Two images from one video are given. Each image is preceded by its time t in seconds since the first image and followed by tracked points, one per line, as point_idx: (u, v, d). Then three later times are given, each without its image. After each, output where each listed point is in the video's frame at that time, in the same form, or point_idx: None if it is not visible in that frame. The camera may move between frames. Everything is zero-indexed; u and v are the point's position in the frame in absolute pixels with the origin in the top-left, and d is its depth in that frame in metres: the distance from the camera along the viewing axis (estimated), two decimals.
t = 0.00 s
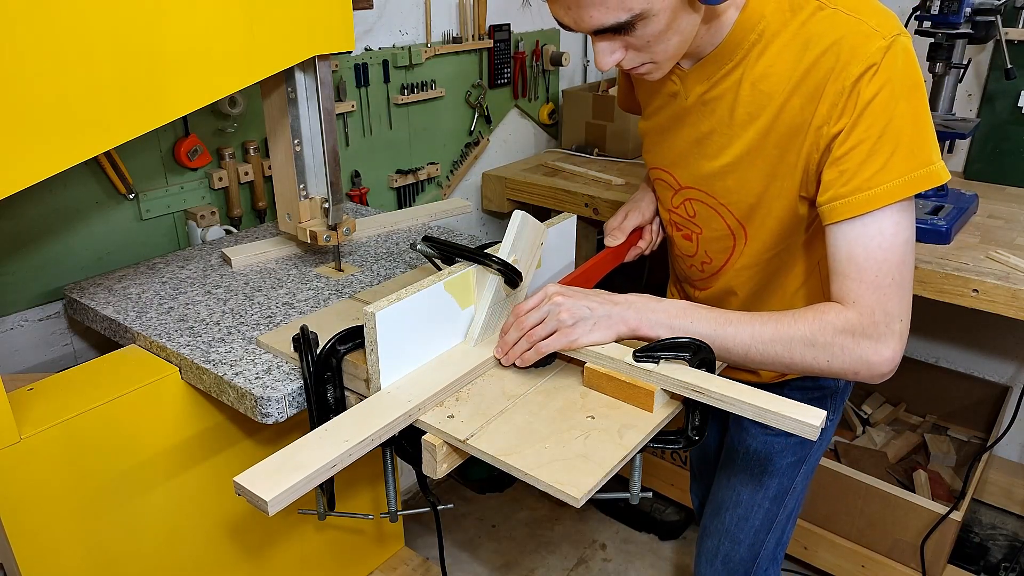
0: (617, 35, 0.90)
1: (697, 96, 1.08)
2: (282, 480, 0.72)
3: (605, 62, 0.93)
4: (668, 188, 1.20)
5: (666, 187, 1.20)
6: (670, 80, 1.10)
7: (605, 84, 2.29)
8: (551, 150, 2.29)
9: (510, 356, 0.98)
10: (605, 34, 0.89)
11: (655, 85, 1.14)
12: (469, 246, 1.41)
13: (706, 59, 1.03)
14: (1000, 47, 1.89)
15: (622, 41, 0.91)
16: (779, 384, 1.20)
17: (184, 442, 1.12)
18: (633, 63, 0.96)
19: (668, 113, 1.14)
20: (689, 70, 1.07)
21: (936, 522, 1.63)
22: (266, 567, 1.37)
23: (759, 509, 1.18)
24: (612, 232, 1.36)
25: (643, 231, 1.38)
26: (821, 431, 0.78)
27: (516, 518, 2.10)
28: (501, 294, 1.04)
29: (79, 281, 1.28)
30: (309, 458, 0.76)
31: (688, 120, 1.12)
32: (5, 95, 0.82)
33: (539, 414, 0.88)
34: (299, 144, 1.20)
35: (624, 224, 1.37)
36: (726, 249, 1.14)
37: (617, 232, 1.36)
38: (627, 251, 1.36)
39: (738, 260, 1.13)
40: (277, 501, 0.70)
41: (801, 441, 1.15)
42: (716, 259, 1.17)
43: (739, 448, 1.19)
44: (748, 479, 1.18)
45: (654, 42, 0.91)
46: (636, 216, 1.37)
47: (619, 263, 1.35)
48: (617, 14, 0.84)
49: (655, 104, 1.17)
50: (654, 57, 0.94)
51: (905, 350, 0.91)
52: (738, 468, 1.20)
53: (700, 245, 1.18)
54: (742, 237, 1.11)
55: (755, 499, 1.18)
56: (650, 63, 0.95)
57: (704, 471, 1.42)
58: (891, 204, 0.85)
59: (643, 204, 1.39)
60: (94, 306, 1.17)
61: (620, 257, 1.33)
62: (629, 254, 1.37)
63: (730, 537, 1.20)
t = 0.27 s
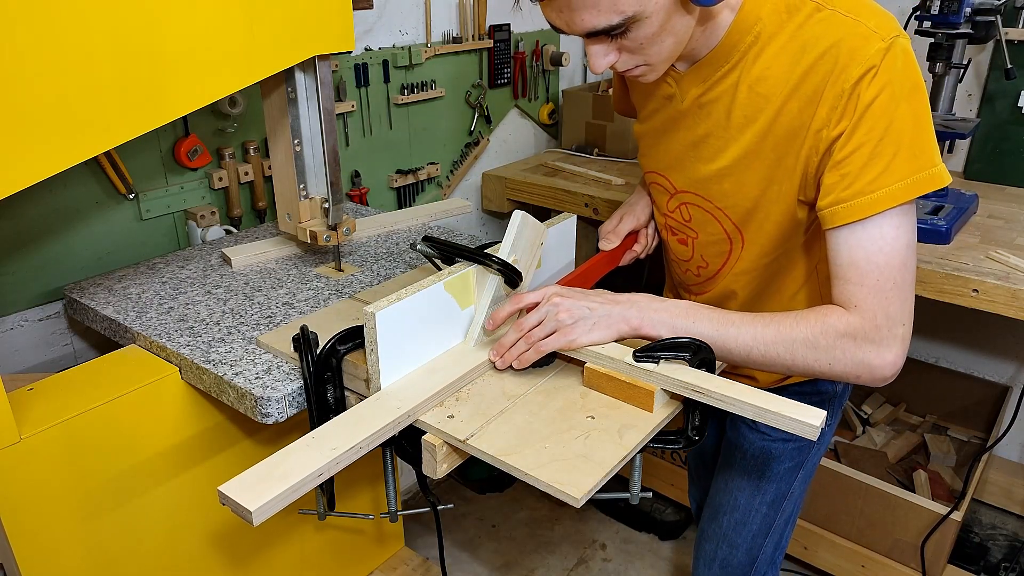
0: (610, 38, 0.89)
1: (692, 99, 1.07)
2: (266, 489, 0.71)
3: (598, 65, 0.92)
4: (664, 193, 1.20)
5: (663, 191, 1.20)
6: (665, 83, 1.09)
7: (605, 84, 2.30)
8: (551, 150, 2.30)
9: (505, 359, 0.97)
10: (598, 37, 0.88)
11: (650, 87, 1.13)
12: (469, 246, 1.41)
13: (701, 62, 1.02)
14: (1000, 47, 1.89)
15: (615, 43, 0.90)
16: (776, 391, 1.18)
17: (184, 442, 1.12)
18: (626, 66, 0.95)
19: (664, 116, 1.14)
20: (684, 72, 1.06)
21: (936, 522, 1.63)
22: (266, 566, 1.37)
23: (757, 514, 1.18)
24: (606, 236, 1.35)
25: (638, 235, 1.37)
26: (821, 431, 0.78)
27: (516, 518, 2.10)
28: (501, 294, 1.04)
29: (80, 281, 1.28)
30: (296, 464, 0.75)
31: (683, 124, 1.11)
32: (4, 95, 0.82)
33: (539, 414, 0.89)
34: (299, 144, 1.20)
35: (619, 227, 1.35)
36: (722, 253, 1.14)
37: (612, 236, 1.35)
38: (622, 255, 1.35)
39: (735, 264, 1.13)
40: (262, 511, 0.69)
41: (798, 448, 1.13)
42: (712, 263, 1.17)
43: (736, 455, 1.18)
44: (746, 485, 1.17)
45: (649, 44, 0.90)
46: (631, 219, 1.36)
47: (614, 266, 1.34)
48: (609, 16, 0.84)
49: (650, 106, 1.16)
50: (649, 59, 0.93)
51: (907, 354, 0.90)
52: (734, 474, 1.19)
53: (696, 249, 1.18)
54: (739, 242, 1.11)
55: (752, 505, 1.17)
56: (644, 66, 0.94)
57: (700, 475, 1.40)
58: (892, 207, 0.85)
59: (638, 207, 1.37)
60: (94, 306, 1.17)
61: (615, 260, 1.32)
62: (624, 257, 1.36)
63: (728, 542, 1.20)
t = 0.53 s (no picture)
0: (604, 42, 0.89)
1: (687, 101, 1.06)
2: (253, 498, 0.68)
3: (592, 69, 0.92)
4: (659, 195, 1.20)
5: (658, 194, 1.20)
6: (660, 86, 1.09)
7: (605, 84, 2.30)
8: (551, 150, 2.30)
9: (505, 359, 0.97)
10: (591, 41, 0.88)
11: (646, 90, 1.13)
12: (469, 246, 1.41)
13: (695, 65, 1.02)
14: (1001, 47, 1.89)
15: (609, 47, 0.90)
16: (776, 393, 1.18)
17: (184, 442, 1.12)
18: (621, 69, 0.95)
19: (659, 119, 1.13)
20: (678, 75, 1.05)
21: (936, 522, 1.63)
22: (267, 566, 1.37)
23: (756, 517, 1.17)
24: (601, 238, 1.34)
25: (632, 237, 1.36)
26: (821, 431, 0.78)
27: (516, 518, 2.10)
28: (501, 294, 1.04)
29: (80, 281, 1.28)
30: (285, 472, 0.72)
31: (678, 126, 1.10)
32: (5, 95, 0.82)
33: (539, 414, 0.89)
34: (299, 144, 1.20)
35: (614, 229, 1.34)
36: (717, 256, 1.14)
37: (606, 238, 1.34)
38: (617, 257, 1.34)
39: (729, 267, 1.13)
40: (248, 519, 0.67)
41: (797, 451, 1.12)
42: (707, 266, 1.17)
43: (734, 459, 1.18)
44: (744, 491, 1.17)
45: (643, 46, 0.90)
46: (626, 221, 1.35)
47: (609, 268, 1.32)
48: (602, 20, 0.84)
49: (645, 108, 1.16)
50: (644, 62, 0.93)
51: (905, 358, 0.90)
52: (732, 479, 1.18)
53: (691, 252, 1.18)
54: (733, 244, 1.10)
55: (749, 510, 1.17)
56: (638, 68, 0.94)
57: (697, 478, 1.40)
58: (891, 210, 0.84)
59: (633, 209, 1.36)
60: (94, 306, 1.17)
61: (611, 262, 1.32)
62: (619, 260, 1.35)
63: (727, 544, 1.19)
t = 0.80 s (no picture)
0: (594, 44, 0.88)
1: (681, 102, 1.06)
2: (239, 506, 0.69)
3: (584, 71, 0.91)
4: (654, 197, 1.20)
5: (653, 197, 1.20)
6: (654, 87, 1.09)
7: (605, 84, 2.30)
8: (551, 150, 2.29)
9: (505, 359, 0.97)
10: (581, 43, 0.87)
11: (639, 92, 1.13)
12: (469, 245, 1.41)
13: (688, 66, 1.02)
14: (1001, 47, 1.89)
15: (600, 48, 0.89)
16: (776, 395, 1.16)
17: (184, 442, 1.12)
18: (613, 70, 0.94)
19: (653, 120, 1.13)
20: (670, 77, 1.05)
21: (936, 522, 1.63)
22: (268, 566, 1.37)
23: (754, 522, 1.15)
24: (595, 242, 1.30)
25: (626, 240, 1.33)
26: (821, 431, 0.78)
27: (516, 518, 2.10)
28: (501, 294, 1.04)
29: (79, 281, 1.29)
30: (271, 479, 0.73)
31: (672, 128, 1.10)
32: (5, 95, 0.82)
33: (539, 414, 0.88)
34: (299, 144, 1.20)
35: (608, 233, 1.31)
36: (712, 259, 1.14)
37: (600, 242, 1.30)
38: (612, 260, 1.31)
39: (724, 269, 1.13)
40: (234, 528, 0.67)
41: (795, 456, 1.10)
42: (702, 269, 1.17)
43: (732, 461, 1.16)
44: (741, 495, 1.15)
45: (634, 48, 0.89)
46: (620, 224, 1.31)
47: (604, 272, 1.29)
48: (590, 23, 0.83)
49: (639, 110, 1.16)
50: (636, 64, 0.92)
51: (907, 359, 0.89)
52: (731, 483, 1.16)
53: (686, 255, 1.18)
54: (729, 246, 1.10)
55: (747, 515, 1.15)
56: (631, 70, 0.94)
57: (696, 479, 1.38)
58: (888, 210, 0.84)
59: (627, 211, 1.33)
60: (94, 306, 1.17)
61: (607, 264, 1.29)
62: (613, 263, 1.32)
63: (724, 548, 1.18)
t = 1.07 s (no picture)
0: (579, 45, 0.82)
1: (671, 102, 0.97)
2: (223, 516, 0.67)
3: (569, 74, 0.85)
4: (648, 198, 1.10)
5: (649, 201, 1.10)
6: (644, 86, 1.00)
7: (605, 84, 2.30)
8: (551, 150, 2.29)
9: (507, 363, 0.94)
10: (565, 46, 0.81)
11: (627, 94, 1.04)
12: (469, 246, 1.41)
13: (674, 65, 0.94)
14: (1000, 47, 1.89)
15: (586, 50, 0.83)
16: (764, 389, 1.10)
17: (185, 442, 1.12)
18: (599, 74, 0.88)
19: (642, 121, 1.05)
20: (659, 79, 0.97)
21: (936, 522, 1.63)
22: (269, 565, 1.37)
23: (753, 526, 1.14)
24: (590, 246, 1.24)
25: (623, 244, 1.26)
26: (820, 431, 0.79)
27: (516, 518, 2.10)
28: (501, 296, 1.04)
29: (79, 281, 1.29)
30: (258, 488, 0.71)
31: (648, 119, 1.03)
32: (5, 95, 0.82)
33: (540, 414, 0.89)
34: (299, 144, 1.20)
35: (603, 237, 1.24)
36: (709, 248, 1.02)
37: (596, 246, 1.24)
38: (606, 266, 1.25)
39: (720, 264, 1.01)
40: (218, 539, 0.65)
41: (795, 461, 1.09)
42: (703, 263, 1.05)
43: (731, 466, 1.14)
44: (740, 500, 1.14)
45: (619, 49, 0.83)
46: (616, 228, 1.24)
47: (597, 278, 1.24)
48: (572, 24, 0.77)
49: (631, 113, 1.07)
50: (623, 65, 0.86)
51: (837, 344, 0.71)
52: (730, 489, 1.14)
53: (684, 250, 1.06)
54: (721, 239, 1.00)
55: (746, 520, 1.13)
56: (618, 72, 0.88)
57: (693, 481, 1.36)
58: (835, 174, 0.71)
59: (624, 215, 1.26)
60: (94, 306, 1.17)
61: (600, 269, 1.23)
62: (608, 268, 1.26)
63: (724, 552, 1.17)
